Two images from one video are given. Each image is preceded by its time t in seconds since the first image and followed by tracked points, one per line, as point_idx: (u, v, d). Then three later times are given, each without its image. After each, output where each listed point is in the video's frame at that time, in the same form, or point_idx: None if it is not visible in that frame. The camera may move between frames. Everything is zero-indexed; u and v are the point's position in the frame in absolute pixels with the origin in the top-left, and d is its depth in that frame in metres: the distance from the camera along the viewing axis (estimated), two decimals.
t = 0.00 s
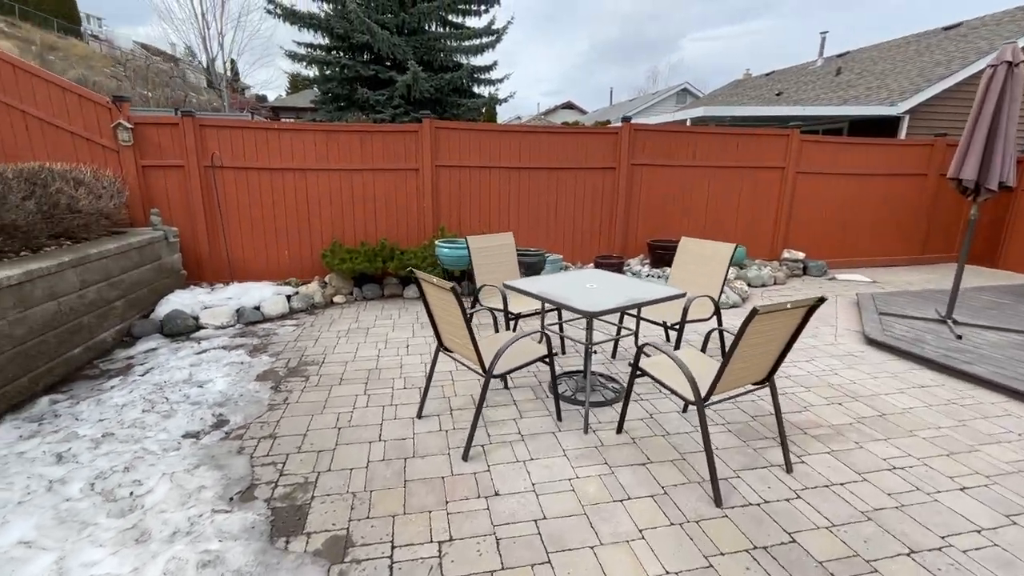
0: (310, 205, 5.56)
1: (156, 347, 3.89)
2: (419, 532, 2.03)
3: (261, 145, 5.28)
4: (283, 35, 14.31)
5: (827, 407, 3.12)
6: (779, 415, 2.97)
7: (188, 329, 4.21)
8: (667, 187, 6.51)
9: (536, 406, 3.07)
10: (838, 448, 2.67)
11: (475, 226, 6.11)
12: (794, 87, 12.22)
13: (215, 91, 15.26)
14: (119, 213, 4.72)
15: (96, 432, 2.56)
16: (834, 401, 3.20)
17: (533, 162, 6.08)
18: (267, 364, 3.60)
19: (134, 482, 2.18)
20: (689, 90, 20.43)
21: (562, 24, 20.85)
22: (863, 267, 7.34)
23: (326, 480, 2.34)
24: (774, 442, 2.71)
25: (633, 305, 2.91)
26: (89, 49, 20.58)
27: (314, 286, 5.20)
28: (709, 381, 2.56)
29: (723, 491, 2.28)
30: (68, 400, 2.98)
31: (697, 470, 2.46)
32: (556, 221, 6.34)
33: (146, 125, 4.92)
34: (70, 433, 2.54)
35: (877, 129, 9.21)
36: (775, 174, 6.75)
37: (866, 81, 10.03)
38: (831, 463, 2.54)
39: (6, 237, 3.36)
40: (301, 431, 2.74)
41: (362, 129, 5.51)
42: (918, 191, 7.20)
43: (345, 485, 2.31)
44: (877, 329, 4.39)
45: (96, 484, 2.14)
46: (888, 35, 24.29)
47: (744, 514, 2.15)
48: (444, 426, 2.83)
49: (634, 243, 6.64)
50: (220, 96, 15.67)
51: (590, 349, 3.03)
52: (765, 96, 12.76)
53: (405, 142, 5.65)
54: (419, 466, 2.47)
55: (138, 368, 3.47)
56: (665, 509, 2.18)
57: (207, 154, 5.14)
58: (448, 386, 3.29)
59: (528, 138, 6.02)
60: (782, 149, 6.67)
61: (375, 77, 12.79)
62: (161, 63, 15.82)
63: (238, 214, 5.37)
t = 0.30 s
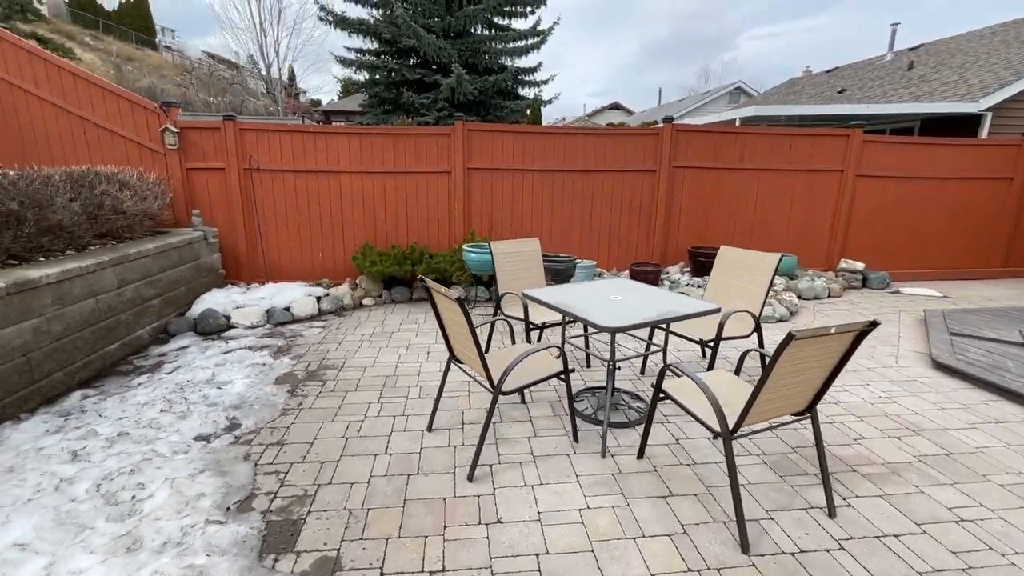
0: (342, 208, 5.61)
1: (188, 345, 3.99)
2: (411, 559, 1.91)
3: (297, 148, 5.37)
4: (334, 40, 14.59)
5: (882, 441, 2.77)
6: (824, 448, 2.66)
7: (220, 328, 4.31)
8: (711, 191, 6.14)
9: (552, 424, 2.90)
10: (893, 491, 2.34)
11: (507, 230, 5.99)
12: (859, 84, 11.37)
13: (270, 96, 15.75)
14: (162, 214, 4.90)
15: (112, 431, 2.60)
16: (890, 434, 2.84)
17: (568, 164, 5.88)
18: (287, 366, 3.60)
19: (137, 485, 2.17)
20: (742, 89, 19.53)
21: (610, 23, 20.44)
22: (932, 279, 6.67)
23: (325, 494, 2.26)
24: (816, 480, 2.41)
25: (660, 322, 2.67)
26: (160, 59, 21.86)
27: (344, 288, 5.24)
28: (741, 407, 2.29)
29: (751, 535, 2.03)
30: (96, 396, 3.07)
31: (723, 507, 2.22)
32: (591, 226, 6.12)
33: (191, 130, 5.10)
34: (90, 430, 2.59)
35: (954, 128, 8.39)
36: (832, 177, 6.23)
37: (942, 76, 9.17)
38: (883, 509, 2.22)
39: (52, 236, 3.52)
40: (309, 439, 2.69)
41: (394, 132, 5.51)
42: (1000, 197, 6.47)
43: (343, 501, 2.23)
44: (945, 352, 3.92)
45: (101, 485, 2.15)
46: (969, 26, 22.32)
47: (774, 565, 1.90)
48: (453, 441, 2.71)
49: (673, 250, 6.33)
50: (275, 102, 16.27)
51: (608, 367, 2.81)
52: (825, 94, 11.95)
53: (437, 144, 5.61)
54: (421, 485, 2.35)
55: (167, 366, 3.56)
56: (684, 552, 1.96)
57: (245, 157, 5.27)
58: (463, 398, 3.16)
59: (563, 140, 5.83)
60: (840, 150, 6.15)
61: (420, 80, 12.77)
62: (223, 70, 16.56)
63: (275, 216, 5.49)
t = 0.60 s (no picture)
0: (377, 208, 5.61)
1: (219, 342, 4.05)
2: None
3: (334, 148, 5.42)
4: (383, 44, 14.66)
5: (956, 481, 2.39)
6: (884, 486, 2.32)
7: (252, 324, 4.36)
8: (762, 193, 5.71)
9: (572, 441, 2.70)
10: (969, 542, 1.99)
11: (541, 232, 5.81)
12: (938, 78, 10.37)
13: (322, 101, 16.04)
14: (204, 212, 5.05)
15: (130, 426, 2.62)
16: (966, 473, 2.45)
17: (607, 164, 5.63)
18: (309, 366, 3.57)
19: (142, 484, 2.15)
20: (803, 86, 18.40)
21: (661, 21, 19.77)
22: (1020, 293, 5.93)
23: (325, 505, 2.16)
24: (874, 524, 2.09)
25: (695, 336, 2.41)
26: (224, 67, 22.90)
27: (376, 288, 5.23)
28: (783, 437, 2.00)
29: None
30: (126, 389, 3.13)
31: (759, 549, 1.95)
32: (630, 228, 5.84)
33: (234, 130, 5.24)
34: (110, 424, 2.62)
35: None
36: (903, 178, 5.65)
37: None
38: (956, 565, 1.88)
39: (95, 232, 3.65)
40: (319, 444, 2.62)
41: (429, 132, 5.45)
42: None
43: (343, 513, 2.12)
44: None
45: (108, 482, 2.14)
46: None
47: None
48: (464, 455, 2.55)
49: (719, 256, 5.94)
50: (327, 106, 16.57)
51: (636, 381, 2.57)
52: (898, 88, 10.97)
53: (472, 144, 5.51)
54: (426, 501, 2.21)
55: (196, 362, 3.61)
56: None
57: (284, 157, 5.37)
58: (480, 409, 3.01)
59: (603, 139, 5.58)
60: (913, 149, 5.56)
61: (466, 83, 12.53)
62: (279, 75, 17.05)
63: (311, 215, 5.56)
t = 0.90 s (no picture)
0: (412, 212, 5.59)
1: (252, 343, 4.12)
2: None
3: (372, 152, 5.45)
4: (431, 49, 14.68)
5: None
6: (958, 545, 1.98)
7: (285, 326, 4.42)
8: (822, 199, 5.25)
9: (594, 467, 2.50)
10: None
11: (579, 238, 5.61)
12: None
13: (372, 106, 16.29)
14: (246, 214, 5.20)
15: (153, 427, 2.65)
16: None
17: (650, 168, 5.35)
18: (333, 372, 3.55)
19: (153, 490, 2.15)
20: (874, 82, 17.10)
21: (718, 18, 18.92)
22: None
23: (327, 524, 2.08)
24: None
25: (734, 360, 2.15)
26: (284, 75, 23.83)
27: (408, 292, 5.20)
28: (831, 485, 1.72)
29: None
30: (157, 389, 3.20)
31: None
32: (673, 236, 5.53)
33: (277, 135, 5.37)
34: (135, 424, 2.66)
35: None
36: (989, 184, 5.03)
37: None
38: None
39: (140, 234, 3.79)
40: (331, 456, 2.55)
41: (466, 135, 5.37)
42: None
43: (344, 535, 2.03)
44: None
45: (121, 486, 2.15)
46: None
47: None
48: (477, 477, 2.41)
49: (771, 267, 5.52)
50: (377, 110, 16.30)
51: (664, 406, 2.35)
52: (985, 83, 9.91)
53: (509, 147, 5.38)
54: (431, 527, 2.08)
55: (227, 362, 3.67)
56: None
57: (324, 161, 5.44)
58: (499, 426, 2.86)
59: (645, 141, 5.31)
60: (1002, 151, 4.93)
61: (512, 86, 12.26)
62: (333, 80, 17.48)
63: (349, 218, 5.61)
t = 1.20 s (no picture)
0: (450, 214, 5.55)
1: (288, 343, 4.19)
2: None
3: (412, 155, 5.45)
4: (480, 54, 14.63)
5: None
6: None
7: (321, 327, 4.47)
8: (892, 205, 4.77)
9: (619, 494, 2.32)
10: None
11: (620, 243, 5.38)
12: None
13: (422, 110, 16.49)
14: (290, 216, 5.33)
15: (181, 425, 2.69)
16: None
17: (697, 171, 5.05)
18: (361, 375, 3.52)
19: (170, 490, 2.16)
20: (957, 77, 15.66)
21: (781, 12, 17.91)
22: None
23: (334, 538, 2.01)
24: None
25: (781, 387, 1.91)
26: (340, 82, 24.61)
27: (443, 296, 5.15)
28: (896, 548, 1.45)
29: None
30: (192, 386, 3.28)
31: None
32: (721, 243, 5.19)
33: (321, 138, 5.48)
34: (165, 422, 2.71)
35: None
36: None
37: None
38: None
39: (186, 234, 3.93)
40: (347, 465, 2.50)
41: (506, 137, 5.27)
42: None
43: (350, 550, 1.95)
44: None
45: (141, 485, 2.17)
46: None
47: None
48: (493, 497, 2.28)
49: (831, 278, 5.08)
50: (427, 115, 16.61)
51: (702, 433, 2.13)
52: None
53: (550, 149, 5.23)
54: (440, 549, 1.97)
55: (261, 362, 3.73)
56: None
57: (365, 163, 5.50)
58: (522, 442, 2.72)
59: (694, 142, 5.01)
60: None
61: (561, 88, 11.97)
62: (386, 86, 17.85)
63: (388, 221, 5.65)
